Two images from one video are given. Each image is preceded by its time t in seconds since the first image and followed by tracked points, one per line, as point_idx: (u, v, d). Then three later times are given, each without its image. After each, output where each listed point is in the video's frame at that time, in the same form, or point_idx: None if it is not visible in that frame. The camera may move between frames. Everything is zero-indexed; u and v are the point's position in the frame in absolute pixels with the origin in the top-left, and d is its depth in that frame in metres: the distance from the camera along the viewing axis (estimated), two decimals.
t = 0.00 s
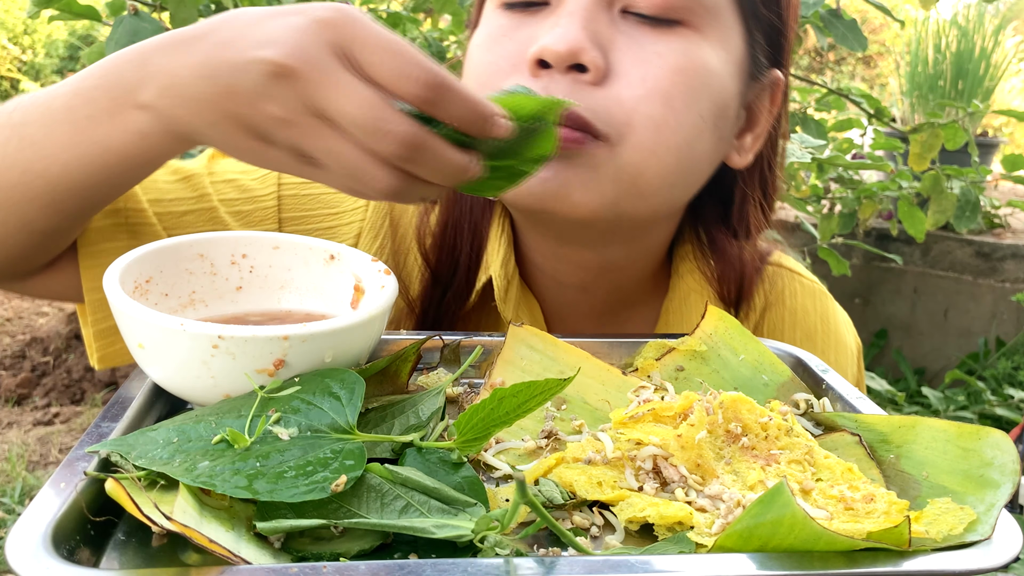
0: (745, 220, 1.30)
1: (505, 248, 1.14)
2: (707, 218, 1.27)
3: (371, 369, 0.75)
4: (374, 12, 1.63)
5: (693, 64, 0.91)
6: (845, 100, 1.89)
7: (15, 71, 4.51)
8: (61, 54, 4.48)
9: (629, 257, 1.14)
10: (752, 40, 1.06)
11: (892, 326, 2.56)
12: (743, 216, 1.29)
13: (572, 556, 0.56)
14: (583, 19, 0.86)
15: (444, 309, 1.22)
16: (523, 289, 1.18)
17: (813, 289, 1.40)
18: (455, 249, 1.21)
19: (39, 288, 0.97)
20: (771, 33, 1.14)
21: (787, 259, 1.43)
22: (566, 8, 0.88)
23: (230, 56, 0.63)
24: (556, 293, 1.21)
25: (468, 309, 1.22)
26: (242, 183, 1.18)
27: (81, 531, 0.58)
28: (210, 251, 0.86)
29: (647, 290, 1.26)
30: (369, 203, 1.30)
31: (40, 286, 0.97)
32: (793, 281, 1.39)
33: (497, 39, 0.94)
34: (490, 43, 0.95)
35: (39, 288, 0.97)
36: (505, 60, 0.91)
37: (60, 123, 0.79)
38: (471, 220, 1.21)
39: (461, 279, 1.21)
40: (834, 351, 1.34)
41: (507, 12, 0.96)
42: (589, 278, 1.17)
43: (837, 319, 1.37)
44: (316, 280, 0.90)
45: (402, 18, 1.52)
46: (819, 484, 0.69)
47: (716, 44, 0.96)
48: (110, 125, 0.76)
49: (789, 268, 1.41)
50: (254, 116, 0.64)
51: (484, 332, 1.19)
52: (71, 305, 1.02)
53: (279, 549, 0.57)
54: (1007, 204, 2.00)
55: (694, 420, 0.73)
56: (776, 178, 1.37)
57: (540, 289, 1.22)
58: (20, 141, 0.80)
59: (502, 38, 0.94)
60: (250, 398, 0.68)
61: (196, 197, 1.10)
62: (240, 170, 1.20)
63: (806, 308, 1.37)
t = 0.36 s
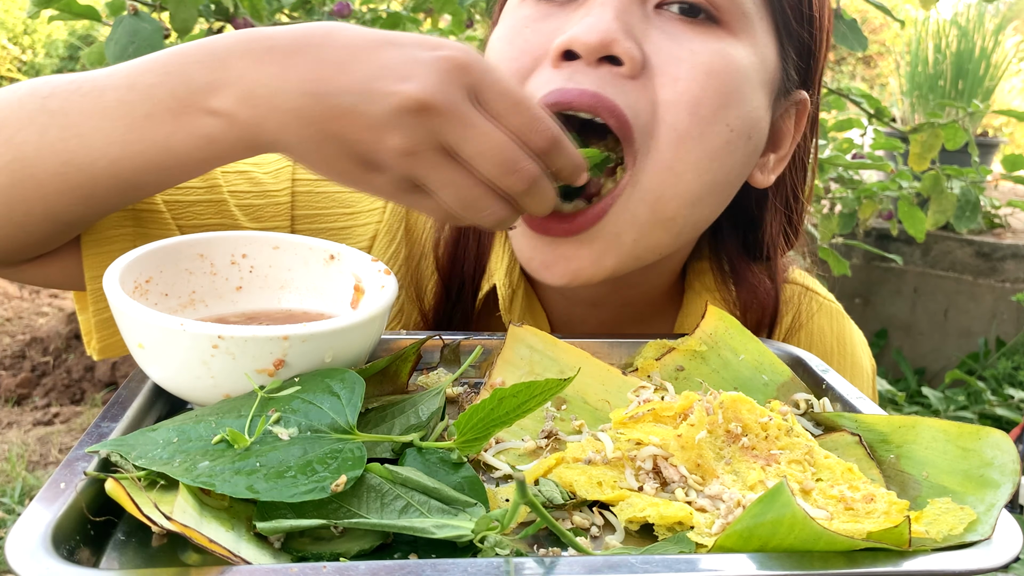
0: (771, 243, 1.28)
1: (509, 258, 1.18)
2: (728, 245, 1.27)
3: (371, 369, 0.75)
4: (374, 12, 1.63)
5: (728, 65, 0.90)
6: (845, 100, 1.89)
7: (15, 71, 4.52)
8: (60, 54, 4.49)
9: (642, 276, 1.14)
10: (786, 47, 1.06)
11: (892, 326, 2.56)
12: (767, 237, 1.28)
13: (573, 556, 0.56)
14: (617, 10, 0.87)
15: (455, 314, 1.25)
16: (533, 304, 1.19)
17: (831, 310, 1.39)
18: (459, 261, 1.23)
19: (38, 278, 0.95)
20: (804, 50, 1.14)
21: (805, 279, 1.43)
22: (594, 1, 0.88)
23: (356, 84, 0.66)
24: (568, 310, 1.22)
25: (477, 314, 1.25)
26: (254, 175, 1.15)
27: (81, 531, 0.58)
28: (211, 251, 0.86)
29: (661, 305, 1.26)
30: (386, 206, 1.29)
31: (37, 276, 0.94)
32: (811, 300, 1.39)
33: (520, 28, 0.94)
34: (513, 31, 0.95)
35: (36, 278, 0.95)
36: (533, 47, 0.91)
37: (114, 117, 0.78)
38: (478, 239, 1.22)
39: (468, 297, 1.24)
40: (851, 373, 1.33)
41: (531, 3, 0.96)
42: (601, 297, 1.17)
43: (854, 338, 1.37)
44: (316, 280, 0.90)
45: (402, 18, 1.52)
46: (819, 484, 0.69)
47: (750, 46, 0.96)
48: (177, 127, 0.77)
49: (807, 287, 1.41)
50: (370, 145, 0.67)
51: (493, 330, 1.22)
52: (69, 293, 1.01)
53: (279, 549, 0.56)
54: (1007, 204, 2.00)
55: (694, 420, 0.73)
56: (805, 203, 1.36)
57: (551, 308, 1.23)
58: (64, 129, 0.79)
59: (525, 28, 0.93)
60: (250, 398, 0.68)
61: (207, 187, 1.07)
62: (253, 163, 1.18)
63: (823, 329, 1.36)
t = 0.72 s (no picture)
0: (767, 239, 1.28)
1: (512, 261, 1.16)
2: (729, 242, 1.26)
3: (370, 370, 0.75)
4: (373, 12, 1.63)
5: (711, 85, 0.89)
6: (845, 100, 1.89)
7: (15, 71, 4.53)
8: (60, 55, 4.51)
9: (643, 278, 1.14)
10: (773, 60, 1.05)
11: (892, 326, 2.56)
12: (763, 233, 1.27)
13: (573, 556, 0.56)
14: (591, 41, 0.84)
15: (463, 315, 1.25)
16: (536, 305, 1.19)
17: (832, 308, 1.39)
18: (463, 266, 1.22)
19: (43, 276, 0.94)
20: (793, 56, 1.12)
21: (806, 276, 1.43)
22: (574, 28, 0.86)
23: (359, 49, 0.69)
24: (569, 311, 1.22)
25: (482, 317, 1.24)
26: (259, 178, 1.16)
27: (81, 531, 0.58)
28: (211, 251, 0.86)
29: (658, 308, 1.26)
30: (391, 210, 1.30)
31: (45, 276, 0.94)
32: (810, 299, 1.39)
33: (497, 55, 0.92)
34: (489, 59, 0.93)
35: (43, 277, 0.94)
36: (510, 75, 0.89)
37: (125, 102, 0.78)
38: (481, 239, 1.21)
39: (472, 305, 1.24)
40: (852, 372, 1.34)
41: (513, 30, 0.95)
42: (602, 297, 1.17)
43: (854, 336, 1.38)
44: (316, 280, 0.90)
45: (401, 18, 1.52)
46: (819, 484, 0.69)
47: (734, 64, 0.94)
48: (191, 108, 0.78)
49: (809, 286, 1.41)
50: (376, 109, 0.70)
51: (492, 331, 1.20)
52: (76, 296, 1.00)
53: (279, 549, 0.56)
54: (1007, 204, 2.00)
55: (694, 420, 0.73)
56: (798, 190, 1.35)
57: (553, 310, 1.23)
58: (76, 119, 0.79)
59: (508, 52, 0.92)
60: (250, 398, 0.68)
61: (213, 190, 1.07)
62: (257, 165, 1.18)
63: (822, 327, 1.37)
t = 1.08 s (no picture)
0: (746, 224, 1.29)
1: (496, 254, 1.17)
2: (708, 226, 1.27)
3: (370, 370, 0.75)
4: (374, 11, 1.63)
5: (693, 62, 0.89)
6: (846, 100, 1.89)
7: (15, 70, 4.55)
8: (60, 54, 4.51)
9: (628, 267, 1.14)
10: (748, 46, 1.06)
11: (892, 326, 2.56)
12: (743, 220, 1.28)
13: (573, 556, 0.56)
14: (580, 22, 0.84)
15: (448, 312, 1.23)
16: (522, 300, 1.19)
17: (822, 295, 1.39)
18: (444, 265, 1.22)
19: (46, 297, 1.00)
20: (765, 32, 1.13)
21: (795, 265, 1.44)
22: (560, 10, 0.85)
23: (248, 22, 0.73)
24: (558, 303, 1.22)
25: (467, 311, 1.24)
26: (235, 192, 1.17)
27: (80, 531, 0.58)
28: (211, 252, 0.86)
29: (647, 298, 1.26)
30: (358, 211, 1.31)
31: (47, 295, 0.99)
32: (800, 287, 1.40)
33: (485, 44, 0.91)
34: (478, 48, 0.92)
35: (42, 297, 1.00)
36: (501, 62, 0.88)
37: (72, 113, 0.85)
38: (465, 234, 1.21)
39: (456, 304, 1.22)
40: (844, 357, 1.34)
41: (492, 17, 0.94)
42: (589, 289, 1.18)
43: (846, 321, 1.37)
44: (315, 280, 0.90)
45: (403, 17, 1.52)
46: (820, 484, 0.69)
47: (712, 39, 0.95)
48: (129, 108, 0.83)
49: (795, 274, 1.41)
50: (261, 72, 0.73)
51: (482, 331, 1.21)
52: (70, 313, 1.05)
53: (279, 550, 0.56)
54: (1008, 204, 1.99)
55: (694, 420, 0.73)
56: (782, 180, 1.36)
57: (542, 303, 1.23)
58: (37, 136, 0.86)
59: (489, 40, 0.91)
60: (250, 398, 0.68)
61: (188, 205, 1.08)
62: (232, 179, 1.20)
63: (813, 314, 1.37)
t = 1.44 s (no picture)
0: (722, 211, 1.29)
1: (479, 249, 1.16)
2: (685, 209, 1.28)
3: (371, 369, 0.75)
4: (374, 12, 1.63)
5: (651, 52, 0.89)
6: (846, 100, 1.89)
7: (15, 70, 4.57)
8: (61, 54, 4.52)
9: (607, 258, 1.15)
10: (709, 35, 1.07)
11: (892, 326, 2.56)
12: (719, 207, 1.29)
13: (573, 556, 0.56)
14: (532, 23, 0.85)
15: (433, 314, 1.23)
16: (506, 293, 1.19)
17: (805, 281, 1.39)
18: (427, 266, 1.23)
19: (41, 315, 0.98)
20: (722, 16, 1.14)
21: (777, 252, 1.43)
22: (514, 13, 0.86)
23: (271, 76, 0.73)
24: (542, 296, 1.22)
25: (453, 310, 1.24)
26: (225, 201, 1.17)
27: (81, 530, 0.58)
28: (211, 252, 0.87)
29: (630, 289, 1.27)
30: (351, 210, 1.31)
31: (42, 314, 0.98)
32: (783, 274, 1.39)
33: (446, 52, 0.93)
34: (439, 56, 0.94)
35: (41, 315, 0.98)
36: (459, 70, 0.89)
37: (87, 154, 0.85)
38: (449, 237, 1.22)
39: (439, 303, 1.23)
40: (828, 341, 1.34)
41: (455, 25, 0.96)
42: (572, 281, 1.18)
43: (830, 307, 1.37)
44: (316, 281, 0.90)
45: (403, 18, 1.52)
46: (819, 484, 0.69)
47: (672, 32, 0.95)
48: (151, 153, 0.84)
49: (778, 262, 1.40)
50: (288, 129, 0.74)
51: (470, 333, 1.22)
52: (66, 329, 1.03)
53: (279, 549, 0.57)
54: (1008, 204, 1.99)
55: (694, 420, 0.73)
56: (752, 166, 1.38)
57: (527, 296, 1.23)
58: (49, 174, 0.86)
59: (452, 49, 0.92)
60: (250, 398, 0.68)
61: (182, 217, 1.08)
62: (222, 190, 1.20)
63: (796, 301, 1.36)
